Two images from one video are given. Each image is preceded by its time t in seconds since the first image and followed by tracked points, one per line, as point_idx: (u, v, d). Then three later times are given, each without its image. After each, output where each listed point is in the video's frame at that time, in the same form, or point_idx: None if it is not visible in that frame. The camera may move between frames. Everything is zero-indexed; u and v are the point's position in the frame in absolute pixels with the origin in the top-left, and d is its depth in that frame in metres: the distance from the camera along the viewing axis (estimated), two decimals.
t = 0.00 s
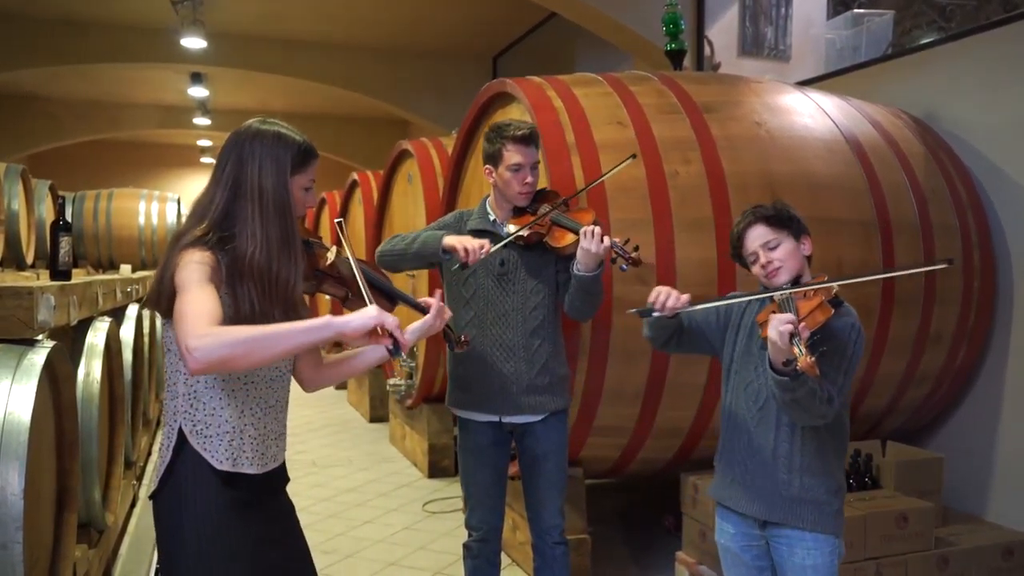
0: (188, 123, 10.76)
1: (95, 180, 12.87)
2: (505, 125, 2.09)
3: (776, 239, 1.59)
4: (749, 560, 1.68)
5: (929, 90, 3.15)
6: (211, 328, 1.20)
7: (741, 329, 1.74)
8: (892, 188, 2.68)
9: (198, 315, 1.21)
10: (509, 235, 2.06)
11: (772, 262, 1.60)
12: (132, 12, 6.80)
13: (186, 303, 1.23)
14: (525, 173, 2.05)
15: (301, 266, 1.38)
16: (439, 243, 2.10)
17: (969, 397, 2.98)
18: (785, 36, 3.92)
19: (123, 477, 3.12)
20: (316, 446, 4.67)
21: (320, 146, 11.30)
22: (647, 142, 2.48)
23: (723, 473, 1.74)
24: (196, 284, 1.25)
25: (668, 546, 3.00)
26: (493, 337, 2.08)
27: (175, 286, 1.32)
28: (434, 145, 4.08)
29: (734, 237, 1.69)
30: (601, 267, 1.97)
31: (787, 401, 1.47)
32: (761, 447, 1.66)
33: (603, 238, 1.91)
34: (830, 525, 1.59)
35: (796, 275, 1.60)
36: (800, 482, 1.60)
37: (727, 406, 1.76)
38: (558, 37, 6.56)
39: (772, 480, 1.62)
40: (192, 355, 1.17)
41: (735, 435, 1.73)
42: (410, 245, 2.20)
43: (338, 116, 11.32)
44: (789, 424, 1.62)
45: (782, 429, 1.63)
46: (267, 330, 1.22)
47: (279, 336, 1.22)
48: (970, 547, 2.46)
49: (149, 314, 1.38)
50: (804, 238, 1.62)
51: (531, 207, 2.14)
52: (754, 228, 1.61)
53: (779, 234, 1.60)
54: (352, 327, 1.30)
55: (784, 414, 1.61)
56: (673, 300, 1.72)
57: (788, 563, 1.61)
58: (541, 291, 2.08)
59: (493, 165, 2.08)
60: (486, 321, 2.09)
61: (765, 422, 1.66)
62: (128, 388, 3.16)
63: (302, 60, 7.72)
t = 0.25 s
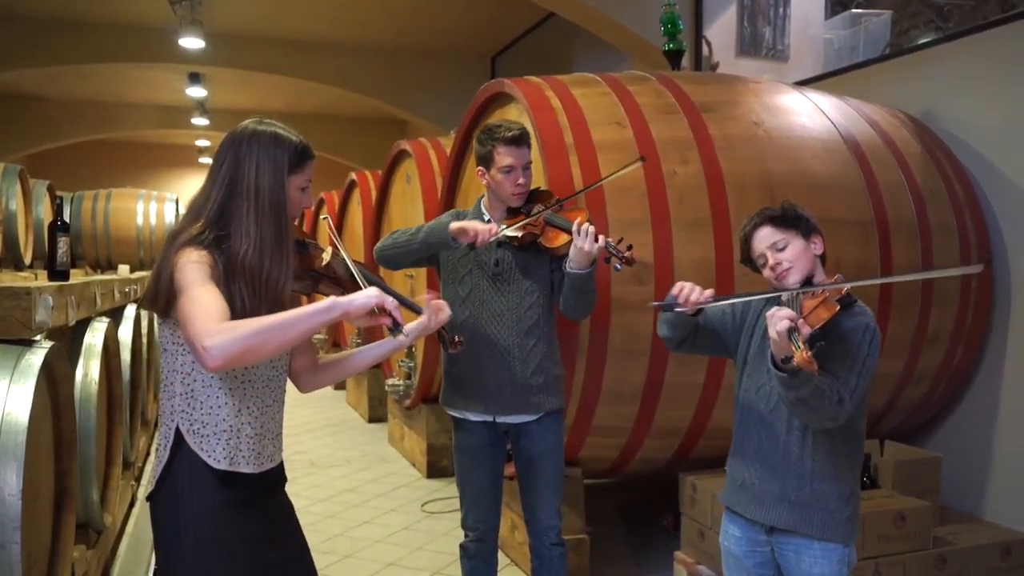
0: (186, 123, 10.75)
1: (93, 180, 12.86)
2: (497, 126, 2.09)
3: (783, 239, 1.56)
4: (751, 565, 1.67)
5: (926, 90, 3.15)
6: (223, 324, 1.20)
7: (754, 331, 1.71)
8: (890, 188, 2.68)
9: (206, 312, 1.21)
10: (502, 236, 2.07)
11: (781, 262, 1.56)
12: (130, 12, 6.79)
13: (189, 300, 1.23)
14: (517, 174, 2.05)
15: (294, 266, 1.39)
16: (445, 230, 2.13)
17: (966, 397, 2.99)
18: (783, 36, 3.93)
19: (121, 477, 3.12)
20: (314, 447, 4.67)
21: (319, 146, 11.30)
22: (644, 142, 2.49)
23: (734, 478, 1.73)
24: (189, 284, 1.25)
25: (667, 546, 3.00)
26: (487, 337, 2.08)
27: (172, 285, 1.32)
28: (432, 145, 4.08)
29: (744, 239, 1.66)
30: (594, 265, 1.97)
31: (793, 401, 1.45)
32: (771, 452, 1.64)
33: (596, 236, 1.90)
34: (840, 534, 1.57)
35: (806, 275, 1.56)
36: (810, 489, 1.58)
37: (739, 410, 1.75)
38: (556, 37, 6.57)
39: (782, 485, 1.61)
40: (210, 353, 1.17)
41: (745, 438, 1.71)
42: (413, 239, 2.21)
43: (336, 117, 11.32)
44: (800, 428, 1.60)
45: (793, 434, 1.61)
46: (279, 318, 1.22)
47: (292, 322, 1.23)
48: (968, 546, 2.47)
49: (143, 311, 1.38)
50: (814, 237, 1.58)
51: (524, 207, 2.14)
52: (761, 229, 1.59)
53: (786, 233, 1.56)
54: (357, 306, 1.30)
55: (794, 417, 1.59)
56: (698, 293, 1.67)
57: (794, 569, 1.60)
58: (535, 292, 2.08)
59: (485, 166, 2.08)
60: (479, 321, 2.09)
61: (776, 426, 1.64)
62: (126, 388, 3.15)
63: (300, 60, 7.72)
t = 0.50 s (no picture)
0: (184, 123, 10.74)
1: (91, 180, 12.85)
2: (501, 126, 2.10)
3: (803, 239, 1.54)
4: (756, 568, 1.66)
5: (924, 90, 3.15)
6: (242, 314, 1.22)
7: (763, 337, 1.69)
8: (887, 188, 2.68)
9: (219, 304, 1.23)
10: (502, 236, 2.07)
11: (798, 263, 1.55)
12: (127, 12, 6.78)
13: (200, 294, 1.25)
14: (519, 175, 2.05)
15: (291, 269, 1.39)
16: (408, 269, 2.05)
17: (964, 396, 2.99)
18: (781, 36, 3.91)
19: (119, 478, 3.12)
20: (312, 447, 4.67)
21: (317, 146, 11.30)
22: (642, 142, 2.49)
23: (745, 483, 1.70)
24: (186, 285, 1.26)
25: (665, 546, 3.00)
26: (485, 339, 2.08)
27: (171, 285, 1.33)
28: (431, 145, 4.08)
29: (758, 234, 1.63)
30: (593, 271, 1.98)
31: (809, 416, 1.43)
32: (785, 459, 1.62)
33: (597, 243, 1.92)
34: (854, 541, 1.56)
35: (821, 278, 1.55)
36: (824, 497, 1.56)
37: (752, 417, 1.72)
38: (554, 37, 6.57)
39: (794, 492, 1.59)
40: (242, 344, 1.20)
41: (756, 445, 1.69)
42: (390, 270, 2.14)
43: (335, 117, 11.32)
44: (814, 436, 1.58)
45: (806, 441, 1.60)
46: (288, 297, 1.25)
47: (302, 301, 1.27)
48: (965, 546, 2.47)
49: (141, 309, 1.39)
50: (832, 238, 1.57)
51: (524, 208, 2.14)
52: (780, 226, 1.56)
53: (806, 233, 1.54)
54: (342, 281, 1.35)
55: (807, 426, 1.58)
56: (661, 324, 1.63)
57: None
58: (532, 294, 2.08)
59: (487, 165, 2.08)
60: (478, 324, 2.10)
61: (789, 433, 1.62)
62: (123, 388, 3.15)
63: (298, 60, 7.72)
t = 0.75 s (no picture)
0: (183, 124, 10.74)
1: (89, 180, 12.84)
2: (501, 126, 2.10)
3: (802, 246, 1.52)
4: (756, 568, 1.67)
5: (922, 91, 3.16)
6: (223, 337, 1.24)
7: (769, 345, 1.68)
8: (885, 189, 2.69)
9: (203, 321, 1.25)
10: (501, 237, 2.07)
11: (799, 271, 1.53)
12: (126, 13, 6.78)
13: (191, 307, 1.26)
14: (519, 176, 2.06)
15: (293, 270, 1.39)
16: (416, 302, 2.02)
17: (962, 397, 3.00)
18: (779, 37, 3.93)
19: (117, 479, 3.11)
20: (311, 448, 4.67)
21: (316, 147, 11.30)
22: (640, 143, 2.49)
23: (754, 487, 1.71)
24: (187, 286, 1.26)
25: (664, 547, 3.00)
26: (483, 341, 2.08)
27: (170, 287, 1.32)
28: (429, 146, 4.08)
29: (756, 243, 1.62)
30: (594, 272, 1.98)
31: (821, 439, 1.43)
32: (791, 465, 1.62)
33: (596, 245, 1.92)
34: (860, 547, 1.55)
35: (823, 285, 1.54)
36: (831, 504, 1.56)
37: (763, 420, 1.72)
38: (553, 38, 6.58)
39: (801, 499, 1.58)
40: (211, 367, 1.22)
41: (766, 452, 1.69)
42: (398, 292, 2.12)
43: (333, 118, 11.32)
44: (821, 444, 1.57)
45: (813, 449, 1.59)
46: (272, 328, 1.27)
47: (286, 331, 1.28)
48: (964, 546, 2.47)
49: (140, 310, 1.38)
50: (830, 240, 1.55)
51: (523, 209, 2.13)
52: (778, 234, 1.54)
53: (804, 239, 1.53)
54: (333, 312, 1.37)
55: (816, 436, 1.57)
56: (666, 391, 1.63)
57: None
58: (530, 295, 2.08)
59: (487, 165, 2.08)
60: (477, 326, 2.09)
61: (798, 440, 1.61)
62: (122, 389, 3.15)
63: (297, 61, 7.72)
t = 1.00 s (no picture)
0: (182, 124, 10.74)
1: (88, 181, 12.84)
2: (502, 127, 2.10)
3: (799, 258, 1.51)
4: (757, 569, 1.66)
5: (920, 91, 3.16)
6: (180, 351, 1.20)
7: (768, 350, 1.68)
8: (884, 189, 2.69)
9: (171, 330, 1.22)
10: (501, 237, 2.07)
11: (798, 283, 1.52)
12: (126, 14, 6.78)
13: (166, 309, 1.24)
14: (519, 177, 2.06)
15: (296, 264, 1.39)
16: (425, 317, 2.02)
17: (962, 397, 3.00)
18: (777, 38, 3.93)
19: (117, 480, 3.11)
20: (310, 448, 4.67)
21: (315, 148, 11.30)
22: (640, 143, 2.49)
23: (757, 491, 1.71)
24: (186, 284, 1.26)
25: (663, 547, 3.00)
26: (483, 341, 2.08)
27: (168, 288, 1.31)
28: (429, 147, 4.09)
29: (751, 255, 1.60)
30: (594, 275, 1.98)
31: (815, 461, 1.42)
32: (789, 467, 1.61)
33: (597, 249, 1.91)
34: (860, 551, 1.54)
35: (823, 295, 1.52)
36: (831, 510, 1.53)
37: (765, 423, 1.71)
38: (552, 38, 6.58)
39: (801, 505, 1.57)
40: (157, 382, 1.19)
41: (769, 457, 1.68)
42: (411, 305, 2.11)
43: (332, 118, 11.32)
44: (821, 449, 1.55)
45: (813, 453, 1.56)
46: (228, 361, 1.22)
47: (239, 368, 1.23)
48: (963, 546, 2.48)
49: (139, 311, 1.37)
50: (828, 250, 1.54)
51: (523, 210, 2.14)
52: (774, 247, 1.53)
53: (801, 251, 1.52)
54: (305, 357, 1.27)
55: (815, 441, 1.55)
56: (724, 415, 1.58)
57: None
58: (529, 296, 2.09)
59: (487, 166, 2.09)
60: (477, 327, 2.09)
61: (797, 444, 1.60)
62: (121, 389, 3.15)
63: (296, 61, 7.72)
